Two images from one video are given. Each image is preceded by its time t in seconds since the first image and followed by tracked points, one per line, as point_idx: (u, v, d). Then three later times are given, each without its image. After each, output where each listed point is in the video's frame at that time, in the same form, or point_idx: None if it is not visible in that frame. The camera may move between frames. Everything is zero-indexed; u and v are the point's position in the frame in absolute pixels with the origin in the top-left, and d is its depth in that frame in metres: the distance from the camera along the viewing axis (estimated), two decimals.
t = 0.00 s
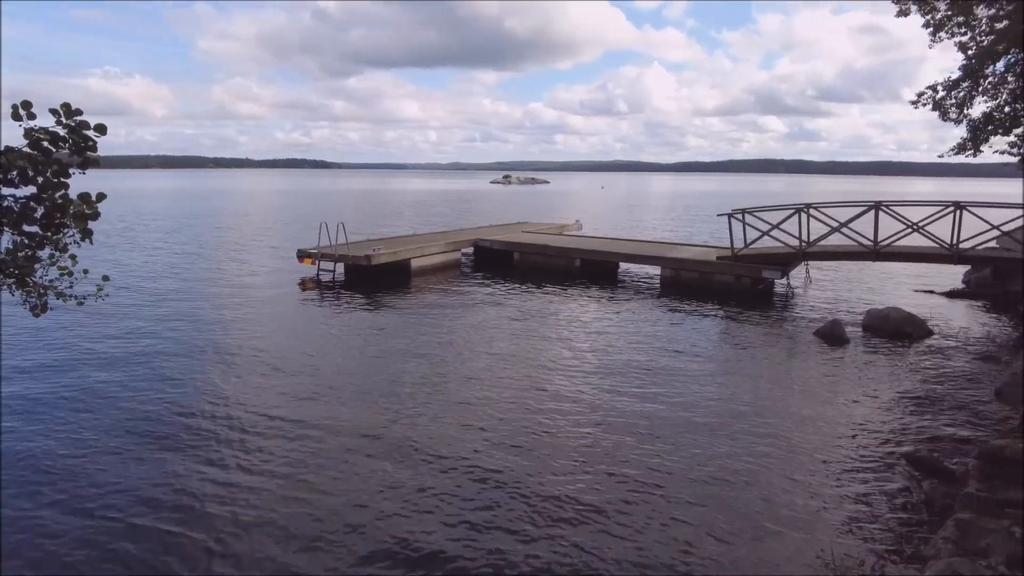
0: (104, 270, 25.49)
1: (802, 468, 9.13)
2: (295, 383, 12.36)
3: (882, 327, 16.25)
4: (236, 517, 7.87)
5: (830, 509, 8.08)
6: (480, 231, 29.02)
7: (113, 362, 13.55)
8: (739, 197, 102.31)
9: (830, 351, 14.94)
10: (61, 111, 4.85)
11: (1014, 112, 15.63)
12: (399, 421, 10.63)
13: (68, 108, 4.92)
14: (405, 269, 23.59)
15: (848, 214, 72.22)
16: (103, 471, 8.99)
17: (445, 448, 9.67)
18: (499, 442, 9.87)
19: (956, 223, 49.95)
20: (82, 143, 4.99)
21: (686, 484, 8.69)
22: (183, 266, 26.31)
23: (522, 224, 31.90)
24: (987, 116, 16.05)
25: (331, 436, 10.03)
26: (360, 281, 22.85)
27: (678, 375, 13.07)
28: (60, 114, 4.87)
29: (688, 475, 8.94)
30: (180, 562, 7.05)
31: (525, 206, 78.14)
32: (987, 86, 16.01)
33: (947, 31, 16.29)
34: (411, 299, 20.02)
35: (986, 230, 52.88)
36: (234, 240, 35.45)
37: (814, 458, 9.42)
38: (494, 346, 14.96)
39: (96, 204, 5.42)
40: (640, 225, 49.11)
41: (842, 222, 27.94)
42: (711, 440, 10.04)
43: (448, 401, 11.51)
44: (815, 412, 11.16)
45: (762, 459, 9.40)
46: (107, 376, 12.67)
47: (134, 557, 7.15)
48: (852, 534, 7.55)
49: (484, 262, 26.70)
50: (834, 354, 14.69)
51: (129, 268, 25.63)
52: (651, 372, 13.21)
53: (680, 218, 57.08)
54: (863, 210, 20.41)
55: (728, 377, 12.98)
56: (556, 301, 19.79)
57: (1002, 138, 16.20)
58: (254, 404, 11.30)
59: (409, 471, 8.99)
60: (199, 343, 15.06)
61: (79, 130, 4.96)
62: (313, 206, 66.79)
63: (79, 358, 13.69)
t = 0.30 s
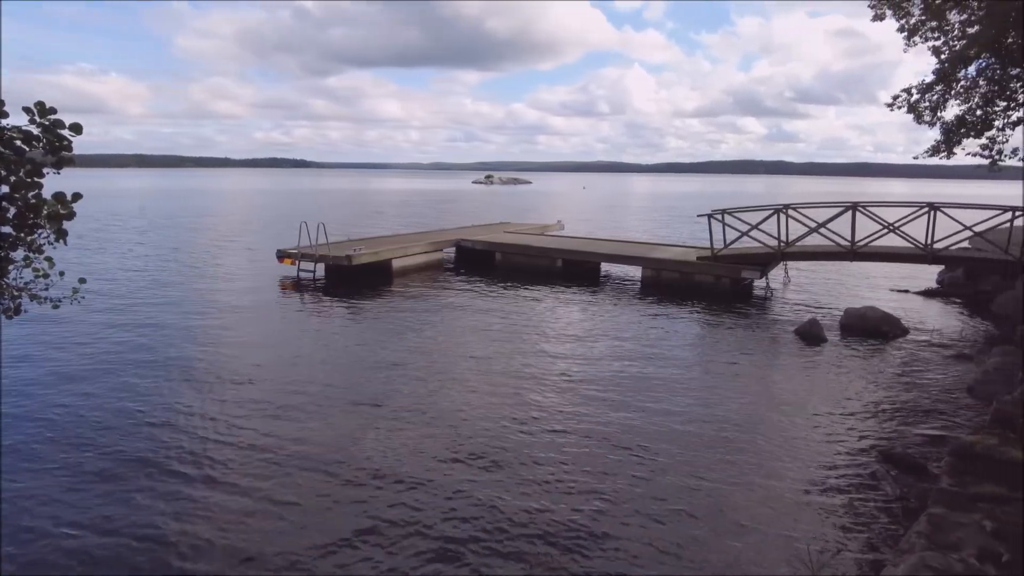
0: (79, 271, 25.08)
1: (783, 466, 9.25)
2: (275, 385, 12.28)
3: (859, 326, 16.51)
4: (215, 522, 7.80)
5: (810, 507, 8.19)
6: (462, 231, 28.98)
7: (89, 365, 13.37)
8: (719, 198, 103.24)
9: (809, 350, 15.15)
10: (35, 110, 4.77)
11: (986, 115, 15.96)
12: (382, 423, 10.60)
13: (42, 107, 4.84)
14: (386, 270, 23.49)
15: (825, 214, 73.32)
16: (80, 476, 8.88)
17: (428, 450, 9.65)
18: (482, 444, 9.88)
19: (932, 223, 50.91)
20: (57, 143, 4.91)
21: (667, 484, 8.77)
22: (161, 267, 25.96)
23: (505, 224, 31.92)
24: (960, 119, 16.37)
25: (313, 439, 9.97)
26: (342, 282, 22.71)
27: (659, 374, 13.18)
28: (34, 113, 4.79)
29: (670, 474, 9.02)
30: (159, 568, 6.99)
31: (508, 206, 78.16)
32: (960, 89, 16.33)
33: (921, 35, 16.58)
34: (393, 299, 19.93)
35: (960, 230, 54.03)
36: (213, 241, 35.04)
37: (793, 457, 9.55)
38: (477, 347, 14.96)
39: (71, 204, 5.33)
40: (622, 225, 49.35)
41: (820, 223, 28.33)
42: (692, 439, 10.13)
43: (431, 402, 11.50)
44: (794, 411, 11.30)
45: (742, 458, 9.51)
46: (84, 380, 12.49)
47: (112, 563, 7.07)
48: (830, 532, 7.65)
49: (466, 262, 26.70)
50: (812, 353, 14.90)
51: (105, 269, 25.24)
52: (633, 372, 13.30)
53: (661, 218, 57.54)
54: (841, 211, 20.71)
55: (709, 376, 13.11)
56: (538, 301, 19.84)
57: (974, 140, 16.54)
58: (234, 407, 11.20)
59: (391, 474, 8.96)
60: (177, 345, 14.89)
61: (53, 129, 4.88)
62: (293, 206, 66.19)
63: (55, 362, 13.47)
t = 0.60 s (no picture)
0: (53, 272, 24.68)
1: (761, 463, 9.38)
2: (255, 387, 12.17)
3: (836, 325, 16.77)
4: (193, 526, 7.73)
5: (786, 503, 8.32)
6: (444, 231, 28.93)
7: (63, 368, 13.17)
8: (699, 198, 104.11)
9: (786, 349, 15.36)
10: (6, 109, 4.71)
11: (957, 118, 16.30)
12: (362, 424, 10.56)
13: (13, 105, 4.77)
14: (367, 269, 23.38)
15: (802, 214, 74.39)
16: (55, 480, 8.77)
17: (409, 450, 9.64)
18: (463, 443, 9.89)
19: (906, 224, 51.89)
20: (29, 142, 4.84)
21: (646, 482, 8.83)
22: (137, 268, 25.62)
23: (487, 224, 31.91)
24: (932, 121, 16.70)
25: (293, 441, 9.91)
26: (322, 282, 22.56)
27: (640, 374, 13.28)
28: (5, 112, 4.73)
29: (650, 472, 9.11)
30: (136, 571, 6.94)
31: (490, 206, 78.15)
32: (932, 92, 16.66)
33: (894, 39, 16.89)
34: (374, 299, 19.85)
35: (933, 231, 55.13)
36: (191, 241, 34.63)
37: (771, 453, 9.68)
38: (459, 346, 14.95)
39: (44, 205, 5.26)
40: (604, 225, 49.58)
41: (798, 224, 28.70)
42: (671, 437, 10.23)
43: (412, 402, 11.48)
44: (772, 409, 11.46)
45: (721, 455, 9.61)
46: (58, 383, 12.31)
47: (87, 567, 7.01)
48: (806, 527, 7.78)
49: (447, 262, 26.66)
50: (789, 352, 15.12)
51: (80, 270, 24.86)
52: (614, 371, 13.39)
53: (642, 219, 57.94)
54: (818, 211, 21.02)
55: (688, 375, 13.24)
56: (520, 300, 19.88)
57: (946, 143, 16.87)
58: (213, 409, 11.10)
59: (372, 475, 8.93)
60: (154, 347, 14.70)
61: (24, 129, 4.82)
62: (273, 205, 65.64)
63: (27, 365, 13.26)
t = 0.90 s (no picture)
0: (24, 274, 24.17)
1: (739, 460, 9.50)
2: (232, 389, 12.04)
3: (813, 324, 17.00)
4: (168, 533, 7.63)
5: (766, 498, 8.44)
6: (424, 231, 28.82)
7: (35, 372, 12.92)
8: (678, 198, 104.94)
9: (764, 348, 15.53)
10: None
11: (930, 120, 16.59)
12: (342, 426, 10.50)
13: None
14: (346, 270, 23.21)
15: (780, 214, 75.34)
16: (26, 488, 8.60)
17: (390, 452, 9.61)
18: (444, 444, 9.89)
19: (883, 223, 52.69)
20: None
21: (626, 481, 8.88)
22: (111, 269, 25.16)
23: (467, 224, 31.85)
24: (906, 123, 16.98)
25: (271, 444, 9.82)
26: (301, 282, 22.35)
27: (619, 373, 13.36)
28: None
29: (630, 471, 9.18)
30: None
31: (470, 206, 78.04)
32: (906, 94, 16.94)
33: (869, 42, 17.14)
34: (353, 300, 19.73)
35: (908, 231, 56.10)
36: (165, 241, 34.10)
37: (749, 450, 9.81)
38: (438, 347, 14.90)
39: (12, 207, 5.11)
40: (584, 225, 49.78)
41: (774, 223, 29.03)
42: (652, 436, 10.31)
43: (392, 403, 11.43)
44: (750, 407, 11.60)
45: (700, 454, 9.70)
46: (28, 388, 12.06)
47: None
48: (784, 521, 7.90)
49: (428, 262, 26.57)
50: (767, 351, 15.28)
51: (51, 271, 24.37)
52: (594, 371, 13.45)
53: (623, 218, 58.27)
54: (795, 212, 21.28)
55: (668, 374, 13.32)
56: (500, 300, 19.89)
57: (920, 144, 17.17)
58: (189, 413, 10.96)
59: (351, 478, 8.88)
60: (129, 350, 14.48)
61: None
62: (250, 205, 64.88)
63: None
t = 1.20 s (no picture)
0: None
1: (719, 458, 9.58)
2: (209, 392, 11.88)
3: (791, 322, 17.21)
4: (141, 539, 7.50)
5: (746, 497, 8.52)
6: (406, 231, 28.72)
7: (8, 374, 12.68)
8: (658, 199, 105.65)
9: (744, 346, 15.69)
10: None
11: (905, 121, 16.88)
12: (323, 427, 10.43)
13: None
14: (327, 270, 23.04)
15: (759, 214, 76.25)
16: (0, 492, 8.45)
17: (371, 453, 9.57)
18: (426, 444, 9.86)
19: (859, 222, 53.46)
20: None
21: (606, 481, 8.89)
22: (86, 269, 24.76)
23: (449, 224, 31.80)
24: (882, 124, 17.26)
25: (248, 447, 9.69)
26: (281, 283, 22.15)
27: (601, 372, 13.43)
28: None
29: (612, 469, 9.24)
30: None
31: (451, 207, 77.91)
32: (882, 96, 17.22)
33: (846, 44, 17.40)
34: (335, 300, 19.60)
35: (884, 231, 57.08)
36: (142, 241, 33.61)
37: (729, 449, 9.91)
38: (421, 347, 14.86)
39: None
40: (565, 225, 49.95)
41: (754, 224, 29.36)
42: (634, 435, 10.37)
43: (373, 404, 11.34)
44: (731, 405, 11.71)
45: (680, 453, 9.74)
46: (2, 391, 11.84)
47: None
48: (764, 519, 7.99)
49: (410, 262, 26.46)
50: (747, 349, 15.44)
51: (24, 272, 23.92)
52: (576, 370, 13.51)
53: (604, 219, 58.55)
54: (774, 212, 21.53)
55: (649, 373, 13.41)
56: (483, 300, 19.89)
57: (896, 145, 17.47)
58: (168, 415, 10.83)
59: (330, 480, 8.80)
60: (105, 352, 14.25)
61: None
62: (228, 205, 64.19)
63: None
